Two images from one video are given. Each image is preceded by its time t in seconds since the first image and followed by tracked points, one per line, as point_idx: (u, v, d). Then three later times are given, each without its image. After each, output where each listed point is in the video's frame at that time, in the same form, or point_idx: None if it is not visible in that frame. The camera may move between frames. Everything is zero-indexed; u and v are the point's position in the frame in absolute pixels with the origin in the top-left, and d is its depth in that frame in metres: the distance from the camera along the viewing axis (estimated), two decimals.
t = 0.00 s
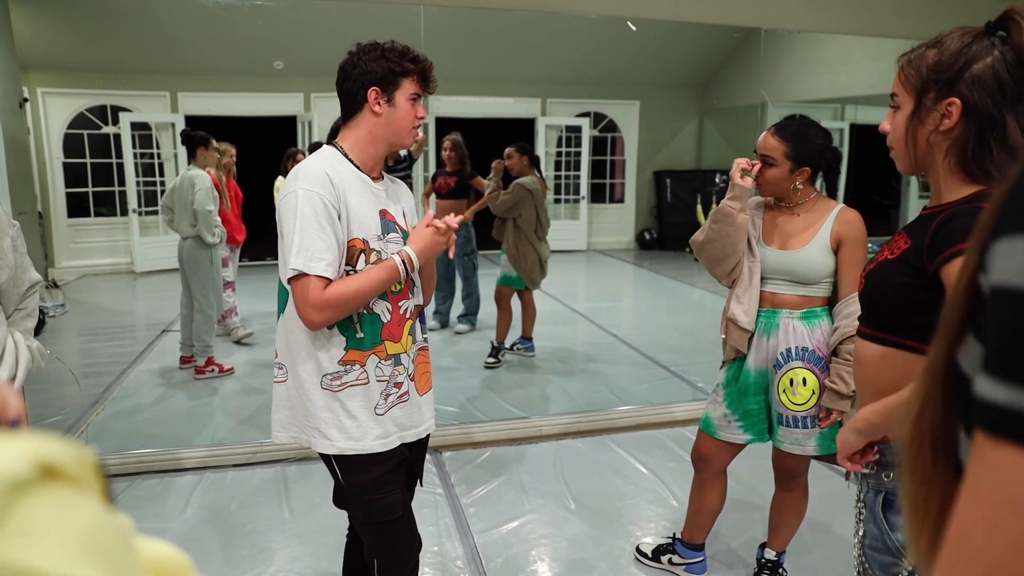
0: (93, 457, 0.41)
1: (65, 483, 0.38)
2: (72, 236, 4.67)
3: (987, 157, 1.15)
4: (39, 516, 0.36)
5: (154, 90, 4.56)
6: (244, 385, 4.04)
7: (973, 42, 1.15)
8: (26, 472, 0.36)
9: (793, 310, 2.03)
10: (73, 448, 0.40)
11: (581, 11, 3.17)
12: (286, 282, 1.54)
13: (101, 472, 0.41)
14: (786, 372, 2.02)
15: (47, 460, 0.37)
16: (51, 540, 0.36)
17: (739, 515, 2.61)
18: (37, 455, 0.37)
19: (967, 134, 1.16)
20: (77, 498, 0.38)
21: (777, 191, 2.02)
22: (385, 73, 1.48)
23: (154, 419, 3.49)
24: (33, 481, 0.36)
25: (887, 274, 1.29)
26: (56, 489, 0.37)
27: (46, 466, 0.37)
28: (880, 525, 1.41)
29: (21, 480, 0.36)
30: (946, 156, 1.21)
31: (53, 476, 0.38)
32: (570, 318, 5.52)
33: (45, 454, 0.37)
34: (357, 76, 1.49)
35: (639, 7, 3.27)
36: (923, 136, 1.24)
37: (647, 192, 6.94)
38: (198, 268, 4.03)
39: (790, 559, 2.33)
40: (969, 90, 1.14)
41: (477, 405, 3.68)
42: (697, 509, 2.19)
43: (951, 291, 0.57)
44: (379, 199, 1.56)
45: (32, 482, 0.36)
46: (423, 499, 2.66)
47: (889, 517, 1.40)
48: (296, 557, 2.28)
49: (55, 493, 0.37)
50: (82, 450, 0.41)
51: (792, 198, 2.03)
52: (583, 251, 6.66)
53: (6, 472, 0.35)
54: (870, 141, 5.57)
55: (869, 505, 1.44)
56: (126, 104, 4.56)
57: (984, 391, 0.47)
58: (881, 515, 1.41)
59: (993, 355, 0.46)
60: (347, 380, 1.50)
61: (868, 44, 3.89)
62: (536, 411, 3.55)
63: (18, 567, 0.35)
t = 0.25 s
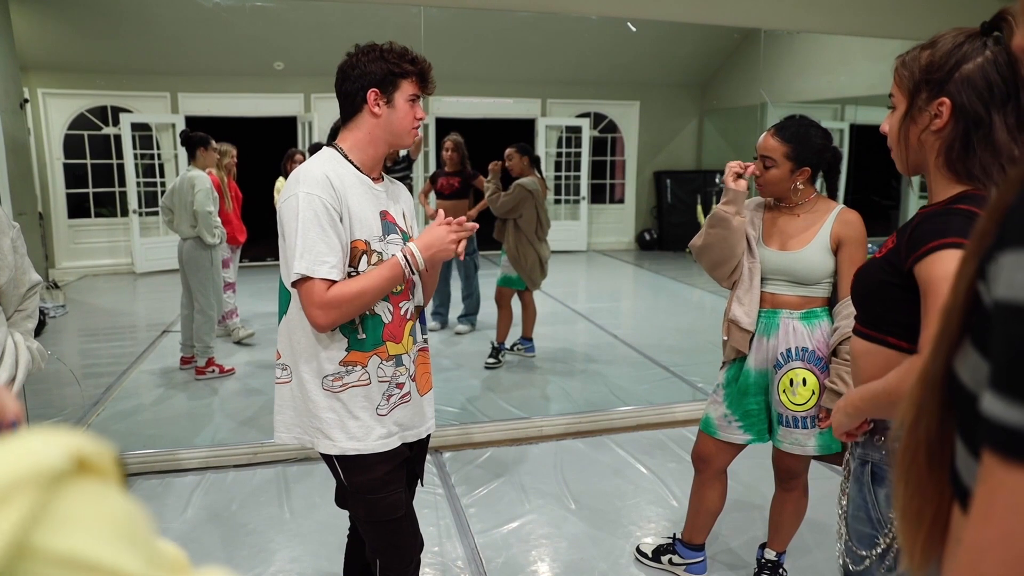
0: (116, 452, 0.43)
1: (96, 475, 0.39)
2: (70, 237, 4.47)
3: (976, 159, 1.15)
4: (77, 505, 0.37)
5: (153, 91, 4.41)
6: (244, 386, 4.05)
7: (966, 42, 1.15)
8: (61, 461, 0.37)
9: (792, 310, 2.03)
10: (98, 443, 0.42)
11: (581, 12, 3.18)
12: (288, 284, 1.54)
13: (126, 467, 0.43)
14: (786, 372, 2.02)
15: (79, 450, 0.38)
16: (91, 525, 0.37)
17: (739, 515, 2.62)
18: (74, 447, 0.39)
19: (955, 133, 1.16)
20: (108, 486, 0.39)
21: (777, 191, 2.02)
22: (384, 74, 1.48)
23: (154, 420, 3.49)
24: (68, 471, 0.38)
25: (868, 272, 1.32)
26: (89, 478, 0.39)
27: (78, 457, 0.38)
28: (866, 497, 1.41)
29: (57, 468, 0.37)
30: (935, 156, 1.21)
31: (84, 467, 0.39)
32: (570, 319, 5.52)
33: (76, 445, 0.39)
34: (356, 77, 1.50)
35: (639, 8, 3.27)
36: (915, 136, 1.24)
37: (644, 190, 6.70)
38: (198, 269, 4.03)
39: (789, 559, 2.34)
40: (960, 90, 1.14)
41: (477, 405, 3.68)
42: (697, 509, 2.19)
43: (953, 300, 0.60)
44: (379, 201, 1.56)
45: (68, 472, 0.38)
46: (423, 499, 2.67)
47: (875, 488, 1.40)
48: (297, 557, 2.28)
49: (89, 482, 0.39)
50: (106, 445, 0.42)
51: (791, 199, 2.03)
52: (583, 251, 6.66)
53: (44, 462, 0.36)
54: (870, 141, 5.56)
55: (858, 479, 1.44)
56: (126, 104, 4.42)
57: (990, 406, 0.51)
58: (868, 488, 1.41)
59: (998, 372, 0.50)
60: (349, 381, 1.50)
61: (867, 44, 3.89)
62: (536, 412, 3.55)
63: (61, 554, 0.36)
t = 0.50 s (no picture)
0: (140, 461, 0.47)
1: (124, 487, 0.44)
2: (72, 236, 4.60)
3: (974, 162, 1.15)
4: (110, 519, 0.42)
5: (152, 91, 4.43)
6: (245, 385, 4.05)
7: (964, 45, 1.16)
8: (96, 477, 0.42)
9: (792, 310, 2.03)
10: (126, 453, 0.46)
11: (581, 12, 3.18)
12: (290, 284, 1.54)
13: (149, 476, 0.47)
14: (786, 372, 2.02)
15: (112, 467, 0.43)
16: (123, 539, 0.42)
17: (739, 515, 2.62)
18: (106, 460, 0.43)
19: (954, 135, 1.17)
20: (132, 499, 0.44)
21: (778, 189, 2.01)
22: (384, 75, 1.48)
23: (154, 420, 3.49)
24: (102, 485, 0.42)
25: (867, 273, 1.33)
26: (118, 491, 0.43)
27: (112, 471, 0.43)
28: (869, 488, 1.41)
29: (91, 484, 0.41)
30: (936, 157, 1.21)
31: (116, 479, 0.43)
32: (570, 319, 5.52)
33: (110, 460, 0.43)
34: (356, 77, 1.50)
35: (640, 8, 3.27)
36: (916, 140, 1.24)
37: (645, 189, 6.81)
38: (197, 269, 4.03)
39: (790, 559, 2.34)
40: (959, 91, 1.14)
41: (477, 406, 3.68)
42: (697, 510, 2.19)
43: (937, 302, 0.57)
44: (379, 201, 1.56)
45: (101, 486, 0.42)
46: (423, 500, 2.67)
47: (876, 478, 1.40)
48: (297, 557, 2.28)
49: (118, 496, 0.43)
50: (132, 454, 0.46)
51: (791, 199, 2.03)
52: (583, 251, 6.66)
53: (81, 479, 0.41)
54: (870, 141, 5.56)
55: (858, 473, 1.44)
56: (127, 104, 4.44)
57: (961, 412, 0.48)
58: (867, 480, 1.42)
59: (970, 378, 0.48)
60: (349, 380, 1.50)
61: (866, 45, 3.89)
62: (536, 412, 3.56)
63: (98, 565, 0.40)
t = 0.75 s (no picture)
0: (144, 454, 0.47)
1: (129, 477, 0.44)
2: (71, 236, 4.51)
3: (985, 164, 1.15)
4: (117, 508, 0.42)
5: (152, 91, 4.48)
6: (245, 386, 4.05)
7: (970, 48, 1.16)
8: (103, 466, 0.42)
9: (792, 310, 2.03)
10: (130, 445, 0.46)
11: (581, 12, 3.18)
12: (292, 284, 1.55)
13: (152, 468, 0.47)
14: (787, 372, 2.02)
15: (118, 456, 0.43)
16: (131, 530, 0.42)
17: (739, 515, 2.62)
18: (112, 451, 0.43)
19: (966, 139, 1.16)
20: (138, 489, 0.44)
21: (780, 186, 2.02)
22: (387, 76, 1.49)
23: (155, 420, 3.49)
24: (108, 475, 0.42)
25: (876, 274, 1.33)
26: (123, 481, 0.43)
27: (117, 461, 0.43)
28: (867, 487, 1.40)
29: (98, 473, 0.41)
30: (947, 161, 1.20)
31: (121, 469, 0.43)
32: (570, 319, 5.52)
33: (116, 450, 0.43)
34: (359, 78, 1.50)
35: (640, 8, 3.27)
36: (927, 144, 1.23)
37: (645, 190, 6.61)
38: (197, 269, 4.03)
39: (790, 559, 2.34)
40: (970, 94, 1.14)
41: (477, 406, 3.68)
42: (698, 509, 2.19)
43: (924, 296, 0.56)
44: (382, 201, 1.56)
45: (107, 476, 0.42)
46: (423, 499, 2.67)
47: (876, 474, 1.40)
48: (298, 557, 2.28)
49: (124, 485, 0.43)
50: (136, 446, 0.47)
51: (790, 199, 2.04)
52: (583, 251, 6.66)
53: (89, 467, 0.41)
54: (870, 141, 5.56)
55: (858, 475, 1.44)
56: (128, 105, 4.48)
57: (916, 413, 0.48)
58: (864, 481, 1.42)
59: (925, 378, 0.47)
60: (354, 380, 1.51)
61: (866, 45, 3.89)
62: (536, 412, 3.56)
63: (105, 554, 0.40)
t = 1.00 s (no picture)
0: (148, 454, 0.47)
1: (133, 476, 0.44)
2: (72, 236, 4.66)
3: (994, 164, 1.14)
4: (120, 507, 0.42)
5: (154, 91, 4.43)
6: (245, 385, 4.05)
7: (980, 49, 1.16)
8: (106, 465, 0.42)
9: (792, 311, 2.03)
10: (135, 445, 0.46)
11: (582, 12, 3.18)
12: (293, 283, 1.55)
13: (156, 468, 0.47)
14: (787, 372, 2.02)
15: (122, 456, 0.43)
16: (135, 529, 0.42)
17: (739, 515, 2.62)
18: (116, 451, 0.43)
19: (975, 137, 1.15)
20: (142, 488, 0.44)
21: (784, 182, 2.01)
22: (393, 77, 1.49)
23: (155, 420, 3.49)
24: (111, 474, 0.42)
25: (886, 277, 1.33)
26: (127, 480, 0.43)
27: (121, 461, 0.43)
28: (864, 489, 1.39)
29: (102, 473, 0.41)
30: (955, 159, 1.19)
31: (125, 469, 0.43)
32: (570, 319, 5.52)
33: (119, 450, 0.43)
34: (365, 79, 1.50)
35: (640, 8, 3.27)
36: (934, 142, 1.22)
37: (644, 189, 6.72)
38: (197, 269, 4.02)
39: (790, 559, 2.34)
40: (979, 93, 1.13)
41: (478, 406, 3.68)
42: (698, 509, 2.19)
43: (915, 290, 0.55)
44: (384, 202, 1.56)
45: (110, 476, 0.42)
46: (423, 499, 2.67)
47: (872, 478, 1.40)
48: (298, 557, 2.28)
49: (128, 484, 0.43)
50: (140, 446, 0.47)
51: (791, 198, 2.04)
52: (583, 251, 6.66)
53: (92, 466, 0.41)
54: (870, 141, 5.55)
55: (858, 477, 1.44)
56: (127, 104, 4.43)
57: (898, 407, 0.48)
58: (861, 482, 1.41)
59: (904, 375, 0.47)
60: (356, 380, 1.51)
61: (866, 45, 3.89)
62: (536, 412, 3.56)
63: (109, 553, 0.40)
